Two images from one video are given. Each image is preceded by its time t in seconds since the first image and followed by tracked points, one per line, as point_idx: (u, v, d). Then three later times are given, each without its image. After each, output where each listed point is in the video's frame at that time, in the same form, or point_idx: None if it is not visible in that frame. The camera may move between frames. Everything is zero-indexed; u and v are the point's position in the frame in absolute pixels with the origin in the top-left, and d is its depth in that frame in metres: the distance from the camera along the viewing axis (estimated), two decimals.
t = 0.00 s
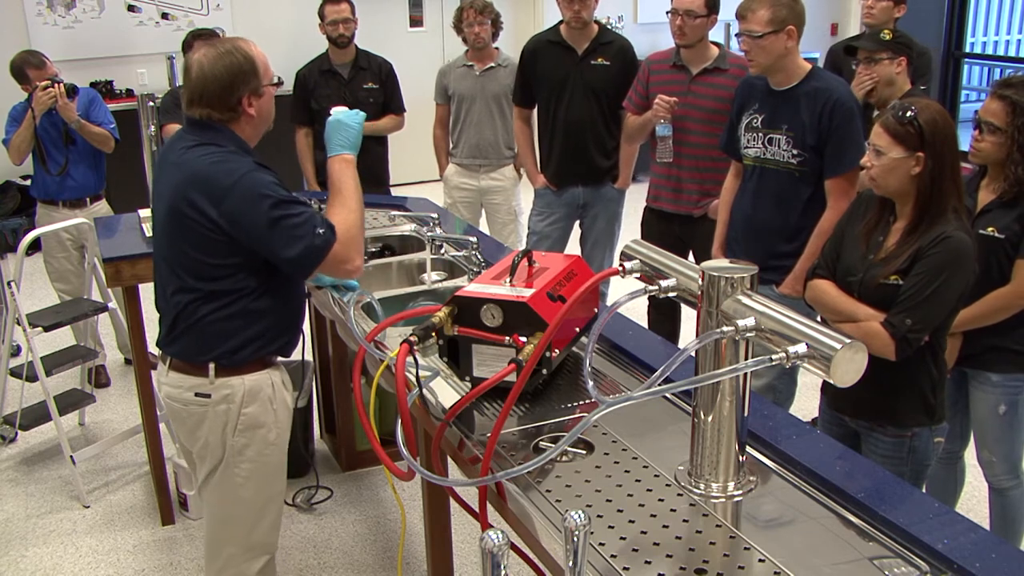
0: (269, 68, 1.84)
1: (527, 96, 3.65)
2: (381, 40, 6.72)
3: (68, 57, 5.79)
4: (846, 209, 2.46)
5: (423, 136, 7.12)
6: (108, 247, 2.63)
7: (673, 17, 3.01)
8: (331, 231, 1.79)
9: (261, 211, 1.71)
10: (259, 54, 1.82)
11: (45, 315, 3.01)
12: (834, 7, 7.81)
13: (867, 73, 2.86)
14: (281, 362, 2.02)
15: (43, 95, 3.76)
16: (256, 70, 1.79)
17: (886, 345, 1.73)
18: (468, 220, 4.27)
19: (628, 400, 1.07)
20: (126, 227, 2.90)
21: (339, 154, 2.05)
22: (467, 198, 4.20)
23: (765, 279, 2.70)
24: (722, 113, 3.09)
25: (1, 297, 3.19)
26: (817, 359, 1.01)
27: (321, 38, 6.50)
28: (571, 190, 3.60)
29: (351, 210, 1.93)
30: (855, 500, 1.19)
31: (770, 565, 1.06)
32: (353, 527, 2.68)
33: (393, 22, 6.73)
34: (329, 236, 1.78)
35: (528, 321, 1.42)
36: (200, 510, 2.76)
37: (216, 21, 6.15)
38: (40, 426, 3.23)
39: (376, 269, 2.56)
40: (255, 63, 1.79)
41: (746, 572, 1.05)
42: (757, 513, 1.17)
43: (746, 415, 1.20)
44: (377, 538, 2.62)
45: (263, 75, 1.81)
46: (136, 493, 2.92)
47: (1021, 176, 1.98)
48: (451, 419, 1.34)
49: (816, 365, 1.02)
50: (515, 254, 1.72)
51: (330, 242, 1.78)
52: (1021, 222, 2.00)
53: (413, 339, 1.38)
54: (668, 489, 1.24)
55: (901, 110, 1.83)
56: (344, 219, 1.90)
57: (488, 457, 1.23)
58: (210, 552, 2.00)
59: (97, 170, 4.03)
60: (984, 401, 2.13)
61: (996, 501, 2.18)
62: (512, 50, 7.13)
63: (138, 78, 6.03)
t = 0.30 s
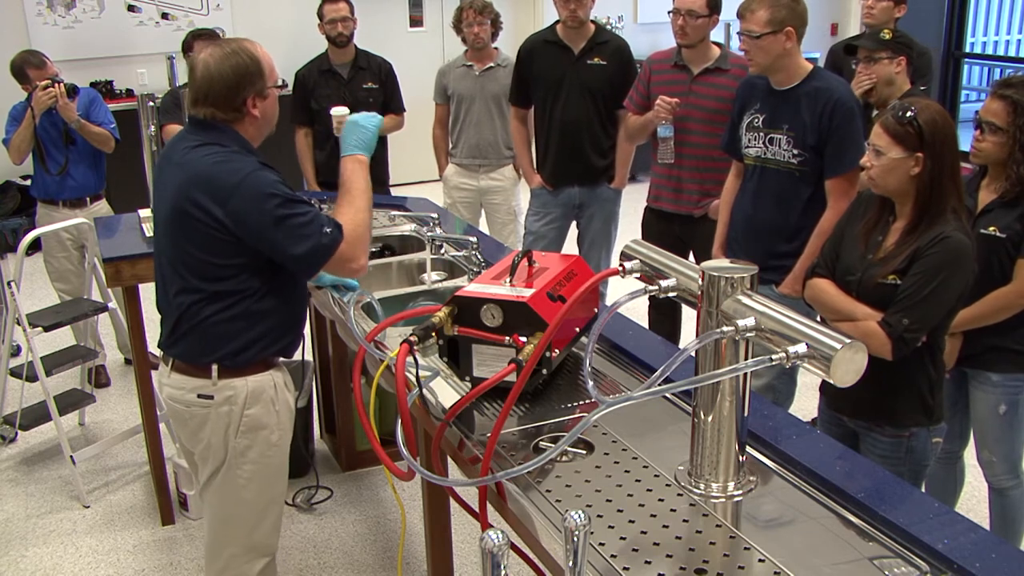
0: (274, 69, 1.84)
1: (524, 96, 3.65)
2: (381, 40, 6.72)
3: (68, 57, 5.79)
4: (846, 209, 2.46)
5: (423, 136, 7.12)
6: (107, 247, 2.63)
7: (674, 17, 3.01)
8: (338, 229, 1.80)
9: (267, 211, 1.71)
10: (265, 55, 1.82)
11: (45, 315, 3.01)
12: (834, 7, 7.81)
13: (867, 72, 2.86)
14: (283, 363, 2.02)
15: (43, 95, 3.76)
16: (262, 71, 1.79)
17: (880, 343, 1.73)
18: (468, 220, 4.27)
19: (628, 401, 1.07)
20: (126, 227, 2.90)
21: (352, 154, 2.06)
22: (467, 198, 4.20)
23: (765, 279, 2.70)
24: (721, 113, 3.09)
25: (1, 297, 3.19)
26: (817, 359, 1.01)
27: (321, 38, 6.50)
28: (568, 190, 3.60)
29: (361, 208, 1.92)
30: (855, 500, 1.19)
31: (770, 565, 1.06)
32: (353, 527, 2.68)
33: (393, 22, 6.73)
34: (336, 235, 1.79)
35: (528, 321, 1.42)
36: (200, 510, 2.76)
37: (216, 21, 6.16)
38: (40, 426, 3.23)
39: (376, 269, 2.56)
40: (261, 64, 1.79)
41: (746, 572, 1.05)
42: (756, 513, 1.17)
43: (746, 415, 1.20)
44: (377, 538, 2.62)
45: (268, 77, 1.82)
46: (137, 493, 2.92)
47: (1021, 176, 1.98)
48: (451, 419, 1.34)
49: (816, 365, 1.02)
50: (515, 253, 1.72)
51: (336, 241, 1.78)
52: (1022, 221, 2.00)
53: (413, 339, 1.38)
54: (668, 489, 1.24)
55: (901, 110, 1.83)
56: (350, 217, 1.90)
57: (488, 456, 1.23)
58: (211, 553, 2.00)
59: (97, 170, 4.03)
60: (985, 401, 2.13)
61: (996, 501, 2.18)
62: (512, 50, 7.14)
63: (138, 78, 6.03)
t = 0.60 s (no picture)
0: (266, 75, 1.81)
1: (522, 96, 3.65)
2: (381, 39, 6.72)
3: (68, 57, 5.79)
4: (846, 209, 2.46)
5: (423, 136, 7.12)
6: (107, 247, 2.63)
7: (674, 18, 3.01)
8: (336, 240, 1.78)
9: (262, 216, 1.71)
10: (257, 58, 1.79)
11: (45, 315, 3.01)
12: (834, 7, 7.81)
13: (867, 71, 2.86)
14: (282, 364, 2.02)
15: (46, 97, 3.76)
16: (235, 70, 1.76)
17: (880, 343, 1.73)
18: (468, 220, 4.27)
19: (629, 401, 1.07)
20: (125, 227, 2.90)
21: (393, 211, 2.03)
22: (467, 198, 4.20)
23: (765, 279, 2.71)
24: (722, 113, 3.09)
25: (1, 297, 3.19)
26: (817, 359, 1.01)
27: (321, 38, 6.50)
28: (566, 190, 3.60)
29: (375, 235, 1.87)
30: (855, 500, 1.19)
31: (770, 565, 1.06)
32: (353, 527, 2.68)
33: (393, 22, 6.73)
34: (332, 246, 1.77)
35: (528, 321, 1.42)
36: (200, 510, 2.76)
37: (216, 21, 6.15)
38: (40, 426, 3.23)
39: (376, 269, 2.56)
40: (244, 63, 1.77)
41: (746, 573, 1.05)
42: (757, 513, 1.17)
43: (746, 415, 1.20)
44: (377, 538, 2.62)
45: (251, 79, 1.78)
46: (137, 493, 2.92)
47: (1021, 176, 1.98)
48: (451, 419, 1.34)
49: (816, 366, 1.02)
50: (515, 253, 1.72)
51: (334, 251, 1.77)
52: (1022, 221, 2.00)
53: (413, 339, 1.38)
54: (668, 489, 1.24)
55: (902, 110, 1.83)
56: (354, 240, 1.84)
57: (488, 456, 1.23)
58: (211, 554, 2.00)
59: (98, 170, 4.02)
60: (985, 401, 2.13)
61: (996, 501, 2.18)
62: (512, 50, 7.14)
63: (137, 78, 6.03)
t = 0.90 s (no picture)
0: (252, 80, 1.78)
1: (521, 96, 3.65)
2: (381, 40, 6.72)
3: (68, 57, 5.79)
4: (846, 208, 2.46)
5: (423, 136, 7.12)
6: (107, 248, 2.63)
7: (674, 18, 3.01)
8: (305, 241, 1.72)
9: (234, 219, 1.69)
10: (245, 61, 1.77)
11: (45, 315, 3.01)
12: (834, 7, 7.81)
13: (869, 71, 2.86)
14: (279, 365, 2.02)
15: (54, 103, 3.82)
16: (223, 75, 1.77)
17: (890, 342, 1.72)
18: (468, 220, 4.27)
19: (628, 401, 1.07)
20: (125, 227, 2.90)
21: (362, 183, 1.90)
22: (467, 198, 4.20)
23: (765, 279, 2.71)
24: (722, 113, 3.09)
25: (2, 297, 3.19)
26: (817, 359, 1.01)
27: (321, 38, 6.50)
28: (567, 190, 3.61)
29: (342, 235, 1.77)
30: (855, 500, 1.19)
31: (770, 565, 1.06)
32: (353, 527, 2.68)
33: (393, 22, 6.73)
34: (301, 248, 1.71)
35: (528, 321, 1.42)
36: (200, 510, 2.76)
37: (215, 21, 6.15)
38: (40, 426, 3.23)
39: (376, 269, 2.55)
40: (231, 65, 1.76)
41: (746, 572, 1.05)
42: (757, 513, 1.17)
43: (746, 415, 1.20)
44: (377, 538, 2.62)
45: (235, 82, 1.77)
46: (136, 493, 2.92)
47: (1022, 177, 1.98)
48: (451, 419, 1.34)
49: (816, 365, 1.02)
50: (514, 254, 1.72)
51: (301, 254, 1.70)
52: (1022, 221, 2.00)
53: (413, 339, 1.38)
54: (668, 489, 1.24)
55: (902, 110, 1.83)
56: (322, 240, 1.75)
57: (488, 456, 1.23)
58: (209, 554, 1.99)
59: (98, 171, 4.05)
60: (985, 401, 2.13)
61: (996, 501, 2.18)
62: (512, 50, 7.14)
63: (137, 78, 6.03)
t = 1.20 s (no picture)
0: (249, 79, 1.77)
1: (525, 96, 3.65)
2: (382, 40, 6.72)
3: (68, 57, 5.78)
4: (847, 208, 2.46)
5: (423, 136, 7.12)
6: (108, 247, 2.63)
7: (674, 18, 3.01)
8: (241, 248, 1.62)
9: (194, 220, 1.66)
10: (243, 62, 1.76)
11: (45, 315, 3.00)
12: (834, 7, 7.81)
13: (870, 74, 2.87)
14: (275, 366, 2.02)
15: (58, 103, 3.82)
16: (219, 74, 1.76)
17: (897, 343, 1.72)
18: (468, 220, 4.27)
19: (629, 400, 1.07)
20: (125, 227, 2.90)
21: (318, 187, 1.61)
22: (467, 198, 4.20)
23: (766, 279, 2.71)
24: (723, 113, 3.09)
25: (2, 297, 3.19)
26: (817, 359, 1.01)
27: (321, 38, 6.50)
28: (570, 190, 3.60)
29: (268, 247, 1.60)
30: (855, 500, 1.19)
31: (770, 565, 1.06)
32: (353, 527, 2.68)
33: (393, 22, 6.73)
34: (235, 255, 1.61)
35: (528, 321, 1.42)
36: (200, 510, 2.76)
37: (215, 21, 6.15)
38: (40, 426, 3.23)
39: (376, 269, 2.55)
40: (228, 65, 1.75)
41: (746, 572, 1.05)
42: (757, 513, 1.17)
43: (746, 415, 1.20)
44: (377, 538, 2.62)
45: (233, 82, 1.76)
46: (136, 493, 2.92)
47: None
48: (451, 419, 1.34)
49: (816, 365, 1.02)
50: (515, 254, 1.72)
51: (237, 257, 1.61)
52: None
53: (413, 339, 1.38)
54: (668, 489, 1.24)
55: (904, 110, 1.82)
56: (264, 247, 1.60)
57: (488, 456, 1.23)
58: (207, 554, 1.99)
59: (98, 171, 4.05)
60: (986, 401, 2.13)
61: (996, 501, 2.18)
62: (512, 50, 7.14)
63: (137, 78, 6.03)
